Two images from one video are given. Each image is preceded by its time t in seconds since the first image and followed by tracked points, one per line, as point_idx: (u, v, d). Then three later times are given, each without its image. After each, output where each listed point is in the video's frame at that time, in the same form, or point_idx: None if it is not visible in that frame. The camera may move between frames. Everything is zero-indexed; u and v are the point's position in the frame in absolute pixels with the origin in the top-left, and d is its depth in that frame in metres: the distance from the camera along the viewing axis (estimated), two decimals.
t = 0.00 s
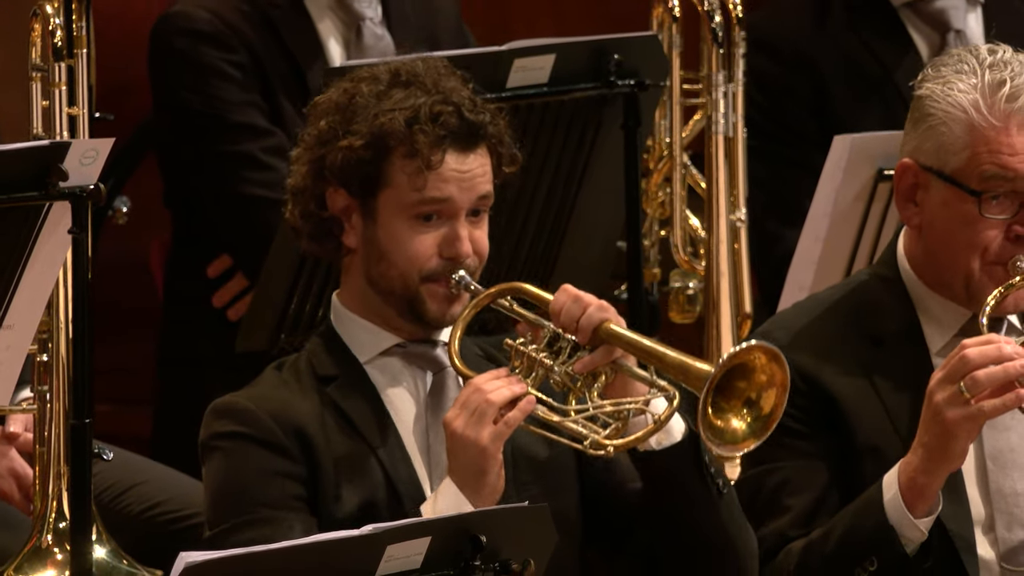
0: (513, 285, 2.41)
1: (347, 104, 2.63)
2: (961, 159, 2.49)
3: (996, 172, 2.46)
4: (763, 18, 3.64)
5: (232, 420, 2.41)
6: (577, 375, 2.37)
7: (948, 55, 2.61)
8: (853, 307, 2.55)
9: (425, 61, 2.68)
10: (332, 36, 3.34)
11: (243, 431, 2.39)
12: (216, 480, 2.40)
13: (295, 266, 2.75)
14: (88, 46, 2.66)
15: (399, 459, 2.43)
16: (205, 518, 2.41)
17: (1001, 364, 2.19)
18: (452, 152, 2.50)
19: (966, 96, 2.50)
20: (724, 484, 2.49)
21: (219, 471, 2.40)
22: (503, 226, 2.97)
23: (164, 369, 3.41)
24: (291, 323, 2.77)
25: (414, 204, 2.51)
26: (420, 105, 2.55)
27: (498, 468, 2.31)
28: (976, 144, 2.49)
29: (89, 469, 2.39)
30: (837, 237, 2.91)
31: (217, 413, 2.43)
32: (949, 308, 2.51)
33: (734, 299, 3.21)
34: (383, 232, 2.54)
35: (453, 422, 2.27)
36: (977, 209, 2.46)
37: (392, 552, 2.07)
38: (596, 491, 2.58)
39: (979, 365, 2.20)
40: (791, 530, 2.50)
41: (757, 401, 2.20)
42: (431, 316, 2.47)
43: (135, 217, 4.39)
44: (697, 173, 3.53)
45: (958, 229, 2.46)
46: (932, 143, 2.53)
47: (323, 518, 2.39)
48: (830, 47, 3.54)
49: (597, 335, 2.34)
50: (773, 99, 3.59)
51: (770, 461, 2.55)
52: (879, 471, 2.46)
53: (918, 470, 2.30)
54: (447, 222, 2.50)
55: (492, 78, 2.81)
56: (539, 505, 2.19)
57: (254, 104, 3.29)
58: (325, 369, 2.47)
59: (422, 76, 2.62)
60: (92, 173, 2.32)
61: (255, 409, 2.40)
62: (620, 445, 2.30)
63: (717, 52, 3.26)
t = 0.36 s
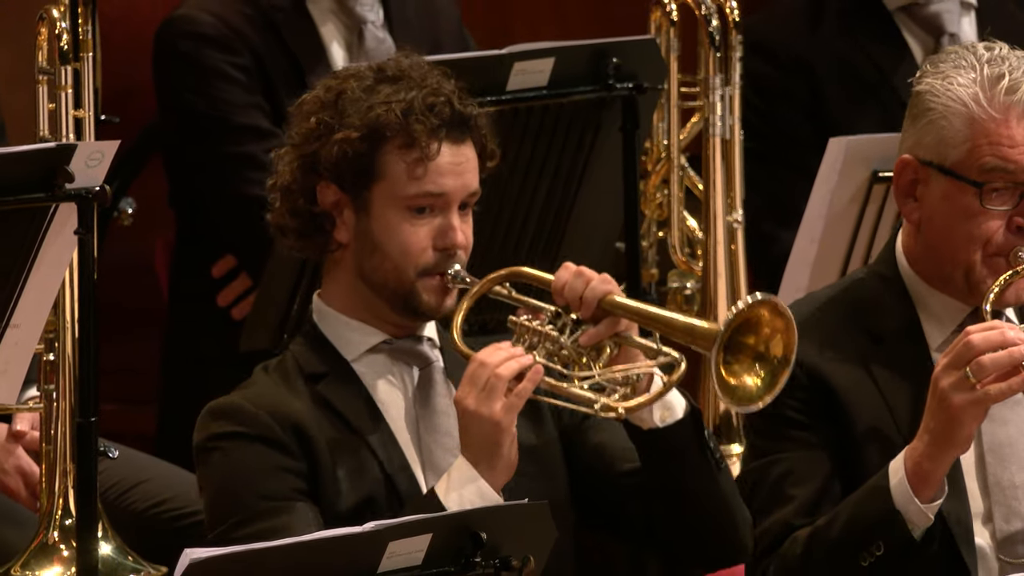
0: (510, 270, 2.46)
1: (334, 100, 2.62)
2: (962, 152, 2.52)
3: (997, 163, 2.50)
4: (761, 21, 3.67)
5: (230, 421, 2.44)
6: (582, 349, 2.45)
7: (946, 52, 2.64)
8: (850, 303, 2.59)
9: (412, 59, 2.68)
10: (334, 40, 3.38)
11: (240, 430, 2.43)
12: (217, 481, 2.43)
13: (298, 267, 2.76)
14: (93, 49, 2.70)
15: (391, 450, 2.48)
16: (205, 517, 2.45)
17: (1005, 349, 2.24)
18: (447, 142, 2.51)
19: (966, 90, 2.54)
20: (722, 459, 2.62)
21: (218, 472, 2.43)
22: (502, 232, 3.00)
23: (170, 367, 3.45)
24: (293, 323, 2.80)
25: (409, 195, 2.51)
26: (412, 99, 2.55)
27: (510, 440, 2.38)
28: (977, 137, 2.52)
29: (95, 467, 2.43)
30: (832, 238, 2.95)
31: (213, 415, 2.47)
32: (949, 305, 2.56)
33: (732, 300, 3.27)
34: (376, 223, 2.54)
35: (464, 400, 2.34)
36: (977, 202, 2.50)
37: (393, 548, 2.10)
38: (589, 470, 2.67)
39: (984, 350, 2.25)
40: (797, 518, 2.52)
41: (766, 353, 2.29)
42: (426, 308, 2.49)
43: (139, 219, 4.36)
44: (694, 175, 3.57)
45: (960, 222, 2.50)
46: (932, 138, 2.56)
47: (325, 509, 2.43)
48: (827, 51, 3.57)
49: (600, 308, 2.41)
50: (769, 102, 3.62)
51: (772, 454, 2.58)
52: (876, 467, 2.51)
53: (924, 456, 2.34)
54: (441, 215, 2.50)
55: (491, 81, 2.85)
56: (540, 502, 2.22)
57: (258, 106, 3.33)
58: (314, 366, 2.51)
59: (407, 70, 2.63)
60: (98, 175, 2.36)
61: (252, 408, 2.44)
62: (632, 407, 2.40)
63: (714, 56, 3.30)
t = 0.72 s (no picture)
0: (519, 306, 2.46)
1: (326, 108, 2.59)
2: (963, 162, 2.56)
3: (997, 175, 2.54)
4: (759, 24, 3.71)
5: (214, 428, 2.41)
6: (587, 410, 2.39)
7: (948, 62, 2.69)
8: (850, 306, 2.64)
9: (405, 69, 2.67)
10: (338, 43, 3.42)
11: (226, 439, 2.40)
12: (203, 489, 2.41)
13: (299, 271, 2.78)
14: (99, 53, 2.74)
15: (376, 460, 2.45)
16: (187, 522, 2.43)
17: (1000, 363, 2.27)
18: (436, 156, 2.50)
19: (968, 102, 2.57)
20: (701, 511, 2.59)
21: (204, 479, 2.41)
22: (502, 234, 3.06)
23: (174, 367, 3.50)
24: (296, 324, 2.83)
25: (397, 208, 2.50)
26: (404, 111, 2.53)
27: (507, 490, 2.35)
28: (977, 148, 2.56)
29: (100, 465, 2.47)
30: (828, 238, 2.99)
31: (196, 422, 2.43)
32: (944, 310, 2.61)
33: (728, 299, 3.30)
34: (365, 233, 2.52)
35: (467, 444, 2.30)
36: (976, 211, 2.54)
37: (394, 545, 2.14)
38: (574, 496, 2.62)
39: (979, 364, 2.27)
40: (792, 520, 2.57)
41: (768, 467, 2.26)
42: (411, 319, 2.48)
43: (145, 219, 4.35)
44: (690, 176, 3.62)
45: (958, 232, 2.54)
46: (933, 147, 2.60)
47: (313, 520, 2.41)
48: (823, 55, 3.61)
49: (612, 374, 2.37)
50: (765, 104, 3.66)
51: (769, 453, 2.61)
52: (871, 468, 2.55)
53: (920, 465, 2.38)
54: (428, 228, 2.49)
55: (492, 84, 2.89)
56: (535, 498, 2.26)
57: (261, 108, 3.37)
58: (300, 372, 2.48)
59: (400, 81, 2.61)
60: (104, 177, 2.39)
61: (237, 415, 2.41)
62: (633, 490, 2.38)
63: (711, 59, 3.35)
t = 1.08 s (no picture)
0: (504, 301, 2.51)
1: (331, 115, 2.63)
2: (955, 158, 2.61)
3: (990, 170, 2.58)
4: (757, 28, 3.75)
5: (217, 428, 2.45)
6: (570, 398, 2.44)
7: (942, 61, 2.73)
8: (846, 304, 2.68)
9: (408, 73, 2.70)
10: (340, 47, 3.46)
11: (228, 438, 2.44)
12: (207, 488, 2.45)
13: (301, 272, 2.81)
14: (104, 56, 2.78)
15: (378, 461, 2.49)
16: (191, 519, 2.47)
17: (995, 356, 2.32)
18: (441, 160, 2.54)
19: (961, 99, 2.62)
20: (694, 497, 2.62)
21: (207, 479, 2.45)
22: (503, 234, 3.09)
23: (178, 365, 3.54)
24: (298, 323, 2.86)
25: (403, 212, 2.54)
26: (408, 117, 2.57)
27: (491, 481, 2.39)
28: (970, 144, 2.60)
29: (107, 462, 2.51)
30: (823, 237, 3.02)
31: (200, 421, 2.47)
32: (940, 307, 2.65)
33: (724, 300, 3.33)
34: (371, 237, 2.57)
35: (449, 435, 2.35)
36: (970, 207, 2.58)
37: (396, 541, 2.18)
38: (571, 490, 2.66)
39: (974, 356, 2.32)
40: (789, 512, 2.60)
41: (748, 442, 2.33)
42: (416, 320, 2.52)
43: (150, 222, 4.45)
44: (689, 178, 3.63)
45: (952, 227, 2.58)
46: (927, 145, 2.65)
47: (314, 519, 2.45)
48: (820, 58, 3.65)
49: (593, 360, 2.41)
50: (762, 106, 3.71)
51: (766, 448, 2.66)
52: (866, 463, 2.59)
53: (914, 455, 2.43)
54: (434, 231, 2.54)
55: (493, 87, 2.92)
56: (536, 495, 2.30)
57: (265, 111, 3.41)
58: (303, 372, 2.52)
59: (404, 86, 2.64)
60: (109, 179, 2.45)
61: (239, 415, 2.45)
62: (618, 473, 2.38)
63: (709, 62, 3.38)
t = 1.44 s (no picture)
0: (504, 295, 2.54)
1: (336, 118, 2.68)
2: (946, 154, 2.65)
3: (980, 165, 2.63)
4: (753, 31, 3.79)
5: (226, 424, 2.49)
6: (566, 386, 2.48)
7: (933, 59, 2.77)
8: (841, 301, 2.73)
9: (411, 74, 2.75)
10: (342, 50, 3.50)
11: (236, 434, 2.48)
12: (214, 483, 2.49)
13: (304, 273, 2.85)
14: (110, 60, 2.81)
15: (384, 458, 2.53)
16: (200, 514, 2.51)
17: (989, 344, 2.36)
18: (445, 158, 2.58)
19: (951, 95, 2.66)
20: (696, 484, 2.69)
21: (215, 474, 2.49)
22: (503, 234, 3.13)
23: (184, 363, 3.59)
24: (301, 322, 2.90)
25: (407, 210, 2.58)
26: (411, 116, 2.61)
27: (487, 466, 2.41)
28: (960, 140, 2.65)
29: (113, 459, 2.55)
30: (819, 238, 3.07)
31: (210, 417, 2.51)
32: (932, 302, 2.70)
33: (722, 301, 3.36)
34: (377, 237, 2.60)
35: (446, 423, 2.38)
36: (962, 201, 2.62)
37: (398, 538, 2.21)
38: (573, 480, 2.72)
39: (967, 342, 2.36)
40: (788, 505, 2.65)
41: (738, 425, 2.35)
42: (422, 317, 2.55)
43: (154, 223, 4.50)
44: (686, 180, 3.63)
45: (944, 222, 2.62)
46: (918, 140, 2.69)
47: (319, 513, 2.49)
48: (817, 62, 3.69)
49: (587, 349, 2.45)
50: (757, 111, 3.74)
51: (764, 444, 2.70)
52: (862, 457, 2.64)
53: (910, 443, 2.47)
54: (439, 228, 2.57)
55: (492, 90, 2.96)
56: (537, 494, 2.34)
57: (267, 114, 3.45)
58: (312, 370, 2.56)
59: (407, 88, 2.69)
60: (115, 180, 2.48)
61: (248, 412, 2.49)
62: (609, 458, 2.43)
63: (706, 65, 3.41)
